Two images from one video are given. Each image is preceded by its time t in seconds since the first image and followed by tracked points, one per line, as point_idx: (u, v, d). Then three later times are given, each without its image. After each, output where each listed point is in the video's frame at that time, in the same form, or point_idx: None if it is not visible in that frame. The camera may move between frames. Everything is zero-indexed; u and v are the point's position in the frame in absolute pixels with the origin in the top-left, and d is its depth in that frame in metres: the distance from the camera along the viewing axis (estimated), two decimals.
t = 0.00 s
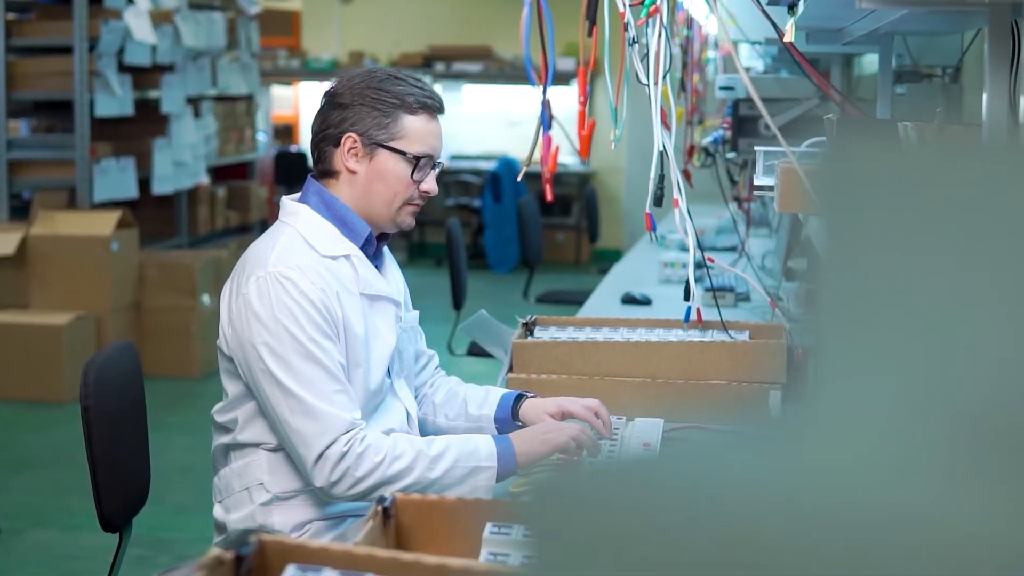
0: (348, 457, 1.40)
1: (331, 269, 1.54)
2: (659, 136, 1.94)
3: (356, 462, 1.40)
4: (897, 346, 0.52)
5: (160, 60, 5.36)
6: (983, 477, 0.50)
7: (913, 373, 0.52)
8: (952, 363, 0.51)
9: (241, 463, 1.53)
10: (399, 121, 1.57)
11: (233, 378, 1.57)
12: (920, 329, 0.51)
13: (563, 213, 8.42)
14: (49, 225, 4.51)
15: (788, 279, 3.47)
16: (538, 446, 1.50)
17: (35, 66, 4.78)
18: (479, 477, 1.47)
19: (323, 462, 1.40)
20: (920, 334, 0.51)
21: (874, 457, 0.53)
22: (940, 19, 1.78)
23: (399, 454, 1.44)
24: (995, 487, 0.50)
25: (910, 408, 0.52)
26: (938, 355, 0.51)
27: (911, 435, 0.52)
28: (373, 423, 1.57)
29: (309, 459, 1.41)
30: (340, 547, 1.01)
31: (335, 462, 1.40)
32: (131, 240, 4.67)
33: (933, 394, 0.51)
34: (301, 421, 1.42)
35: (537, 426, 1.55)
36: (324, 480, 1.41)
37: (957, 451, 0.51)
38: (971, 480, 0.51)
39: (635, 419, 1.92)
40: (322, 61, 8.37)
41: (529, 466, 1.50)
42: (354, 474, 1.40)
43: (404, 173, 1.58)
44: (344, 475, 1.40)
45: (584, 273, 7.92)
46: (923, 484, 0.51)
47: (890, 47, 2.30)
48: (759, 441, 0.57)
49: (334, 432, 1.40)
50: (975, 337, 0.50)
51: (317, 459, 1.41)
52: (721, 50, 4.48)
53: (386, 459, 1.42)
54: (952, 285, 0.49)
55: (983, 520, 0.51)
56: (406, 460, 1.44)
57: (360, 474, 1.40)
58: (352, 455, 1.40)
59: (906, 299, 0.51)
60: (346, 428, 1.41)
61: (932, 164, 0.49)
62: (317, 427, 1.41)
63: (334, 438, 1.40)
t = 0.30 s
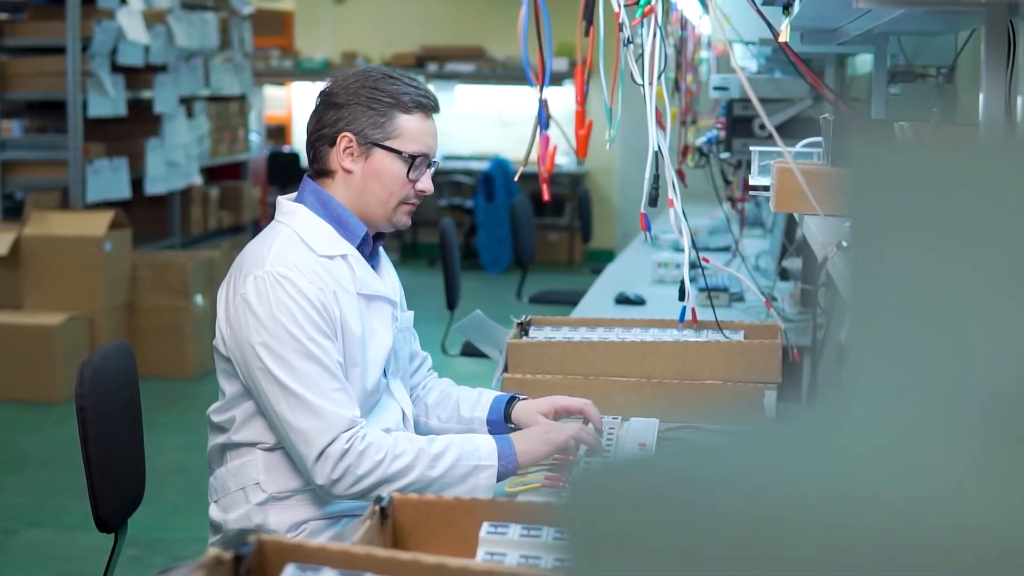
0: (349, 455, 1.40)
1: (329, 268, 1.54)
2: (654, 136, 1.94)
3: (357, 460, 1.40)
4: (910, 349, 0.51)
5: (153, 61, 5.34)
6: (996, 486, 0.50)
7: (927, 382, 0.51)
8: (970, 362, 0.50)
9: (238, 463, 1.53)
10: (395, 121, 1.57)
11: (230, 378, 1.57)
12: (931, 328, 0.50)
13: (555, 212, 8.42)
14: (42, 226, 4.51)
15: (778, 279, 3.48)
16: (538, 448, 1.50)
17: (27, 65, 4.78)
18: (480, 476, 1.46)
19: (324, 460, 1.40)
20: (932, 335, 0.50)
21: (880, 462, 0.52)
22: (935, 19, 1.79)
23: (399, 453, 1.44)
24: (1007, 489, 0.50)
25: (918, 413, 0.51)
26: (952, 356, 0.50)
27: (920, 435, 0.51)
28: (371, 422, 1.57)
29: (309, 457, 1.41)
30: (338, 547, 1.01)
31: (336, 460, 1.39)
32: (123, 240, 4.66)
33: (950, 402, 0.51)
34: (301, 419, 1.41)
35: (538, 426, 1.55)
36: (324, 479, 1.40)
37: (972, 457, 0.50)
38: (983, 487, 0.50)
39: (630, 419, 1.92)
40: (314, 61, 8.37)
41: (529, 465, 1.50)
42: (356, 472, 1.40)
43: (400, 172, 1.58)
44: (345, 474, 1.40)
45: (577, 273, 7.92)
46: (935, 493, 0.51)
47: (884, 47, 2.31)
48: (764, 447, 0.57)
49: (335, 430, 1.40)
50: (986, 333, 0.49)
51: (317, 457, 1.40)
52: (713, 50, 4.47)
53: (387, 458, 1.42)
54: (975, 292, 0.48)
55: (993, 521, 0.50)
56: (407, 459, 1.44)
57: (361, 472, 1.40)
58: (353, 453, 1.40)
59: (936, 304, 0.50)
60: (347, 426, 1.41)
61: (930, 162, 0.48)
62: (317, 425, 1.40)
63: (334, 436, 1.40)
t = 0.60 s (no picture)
0: (342, 455, 1.40)
1: (324, 268, 1.54)
2: (648, 137, 1.94)
3: (350, 460, 1.40)
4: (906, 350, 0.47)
5: (144, 61, 5.33)
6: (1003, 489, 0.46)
7: (927, 383, 0.47)
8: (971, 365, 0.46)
9: (232, 463, 1.53)
10: (390, 122, 1.57)
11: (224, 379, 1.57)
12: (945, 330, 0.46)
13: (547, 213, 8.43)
14: (34, 226, 4.50)
15: (769, 279, 3.50)
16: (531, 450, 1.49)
17: (19, 66, 4.76)
18: (473, 475, 1.46)
19: (318, 460, 1.40)
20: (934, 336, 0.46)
21: (881, 470, 0.49)
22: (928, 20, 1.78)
23: (393, 453, 1.44)
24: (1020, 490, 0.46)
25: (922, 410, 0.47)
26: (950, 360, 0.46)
27: (919, 439, 0.47)
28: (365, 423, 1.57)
29: (303, 458, 1.41)
30: (337, 547, 1.01)
31: (330, 460, 1.39)
32: (115, 241, 4.64)
33: (961, 404, 0.46)
34: (296, 420, 1.41)
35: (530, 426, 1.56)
36: (318, 479, 1.41)
37: (977, 460, 0.46)
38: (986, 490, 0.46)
39: (624, 420, 1.93)
40: (306, 62, 8.38)
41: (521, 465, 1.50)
42: (349, 472, 1.40)
43: (394, 173, 1.58)
44: (339, 475, 1.40)
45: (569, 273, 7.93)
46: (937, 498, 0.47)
47: (876, 48, 2.31)
48: (761, 449, 0.54)
49: (329, 431, 1.40)
50: (988, 335, 0.45)
51: (311, 458, 1.40)
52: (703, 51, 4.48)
53: (381, 458, 1.42)
54: (975, 289, 0.45)
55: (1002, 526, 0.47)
56: (401, 459, 1.44)
57: (355, 473, 1.40)
58: (347, 454, 1.40)
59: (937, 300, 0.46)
60: (340, 427, 1.41)
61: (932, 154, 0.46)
62: (312, 426, 1.41)
63: (328, 437, 1.40)
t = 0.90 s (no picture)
0: (321, 460, 1.40)
1: (314, 269, 1.54)
2: (640, 137, 1.95)
3: (329, 466, 1.40)
4: (914, 346, 0.56)
5: (134, 62, 5.32)
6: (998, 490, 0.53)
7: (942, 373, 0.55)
8: (970, 366, 0.54)
9: (224, 464, 1.53)
10: (382, 121, 1.57)
11: (215, 378, 1.57)
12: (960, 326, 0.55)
13: (536, 213, 8.41)
14: (24, 227, 4.49)
15: (761, 279, 3.50)
16: (515, 450, 1.49)
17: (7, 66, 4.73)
18: (452, 479, 1.47)
19: (297, 465, 1.40)
20: (943, 333, 0.55)
21: (886, 468, 0.56)
22: (919, 21, 1.79)
23: (372, 457, 1.43)
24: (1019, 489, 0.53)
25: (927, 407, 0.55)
26: (954, 359, 0.55)
27: (927, 434, 0.55)
28: (356, 423, 1.57)
29: (283, 462, 1.41)
30: (335, 547, 1.01)
31: (308, 465, 1.40)
32: (106, 242, 4.63)
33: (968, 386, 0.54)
34: (277, 424, 1.41)
35: (512, 426, 1.55)
36: (297, 483, 1.41)
37: (981, 442, 0.53)
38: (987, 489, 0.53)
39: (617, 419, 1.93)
40: (295, 62, 8.38)
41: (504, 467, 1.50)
42: (328, 477, 1.40)
43: (386, 172, 1.58)
44: (317, 479, 1.40)
45: (559, 274, 7.92)
46: (944, 488, 0.54)
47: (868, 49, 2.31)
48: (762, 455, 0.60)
49: (309, 436, 1.40)
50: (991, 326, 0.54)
51: (291, 462, 1.41)
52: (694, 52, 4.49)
53: (360, 463, 1.42)
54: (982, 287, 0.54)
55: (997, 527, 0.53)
56: (380, 463, 1.43)
57: (333, 477, 1.40)
58: (325, 460, 1.40)
59: (944, 304, 0.56)
60: (320, 432, 1.41)
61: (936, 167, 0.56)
62: (292, 431, 1.41)
63: (308, 441, 1.40)
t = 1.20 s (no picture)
0: (303, 462, 1.40)
1: (306, 269, 1.54)
2: (633, 137, 1.95)
3: (311, 467, 1.40)
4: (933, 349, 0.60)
5: (125, 62, 5.31)
6: (989, 473, 0.53)
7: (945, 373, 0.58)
8: (971, 365, 0.57)
9: (216, 464, 1.53)
10: (374, 121, 1.57)
11: (208, 377, 1.57)
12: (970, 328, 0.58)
13: (527, 213, 8.41)
14: (15, 227, 4.47)
15: (752, 279, 3.50)
16: (499, 454, 1.47)
17: None
18: (438, 482, 1.45)
19: (280, 466, 1.40)
20: (951, 336, 0.59)
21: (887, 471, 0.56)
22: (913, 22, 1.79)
23: (355, 459, 1.43)
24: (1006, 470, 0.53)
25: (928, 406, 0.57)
26: (956, 362, 0.58)
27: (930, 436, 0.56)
28: (348, 424, 1.57)
29: (267, 463, 1.41)
30: (333, 546, 1.01)
31: (290, 466, 1.40)
32: (97, 242, 4.61)
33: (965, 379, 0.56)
34: (262, 425, 1.42)
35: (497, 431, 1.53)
36: (280, 484, 1.41)
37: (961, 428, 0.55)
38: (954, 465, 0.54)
39: (611, 420, 1.94)
40: (286, 62, 8.39)
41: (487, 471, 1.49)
42: (310, 478, 1.40)
43: (379, 172, 1.58)
44: (299, 480, 1.40)
45: (550, 274, 7.91)
46: (942, 485, 0.54)
47: (860, 50, 2.32)
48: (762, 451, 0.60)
49: (292, 438, 1.40)
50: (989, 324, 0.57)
51: (275, 463, 1.41)
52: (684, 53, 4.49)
53: (342, 465, 1.41)
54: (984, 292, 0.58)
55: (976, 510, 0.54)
56: (362, 466, 1.43)
57: (315, 479, 1.40)
58: (307, 461, 1.40)
59: (951, 308, 0.59)
60: (304, 434, 1.41)
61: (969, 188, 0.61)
62: (275, 432, 1.41)
63: (290, 443, 1.40)
